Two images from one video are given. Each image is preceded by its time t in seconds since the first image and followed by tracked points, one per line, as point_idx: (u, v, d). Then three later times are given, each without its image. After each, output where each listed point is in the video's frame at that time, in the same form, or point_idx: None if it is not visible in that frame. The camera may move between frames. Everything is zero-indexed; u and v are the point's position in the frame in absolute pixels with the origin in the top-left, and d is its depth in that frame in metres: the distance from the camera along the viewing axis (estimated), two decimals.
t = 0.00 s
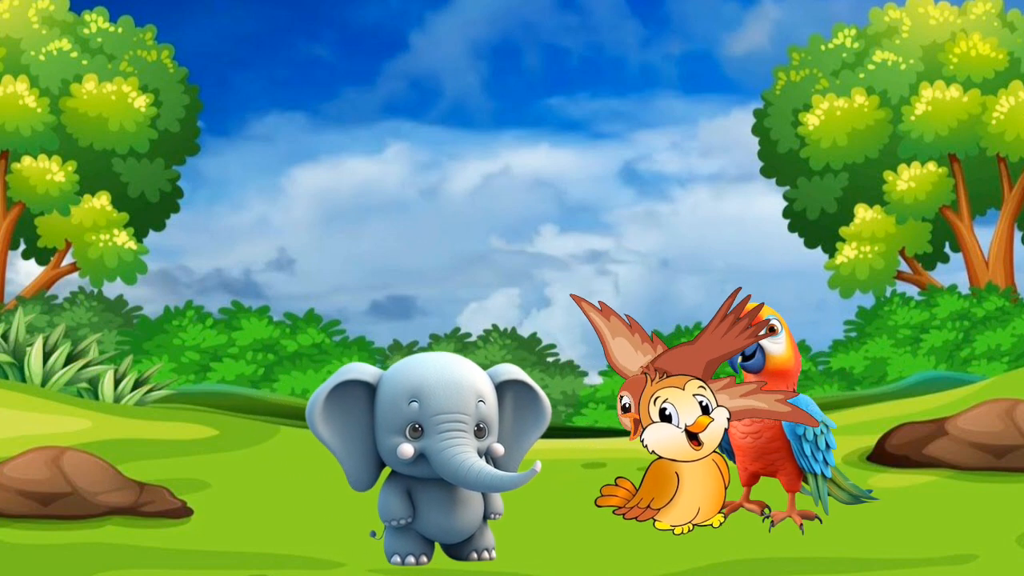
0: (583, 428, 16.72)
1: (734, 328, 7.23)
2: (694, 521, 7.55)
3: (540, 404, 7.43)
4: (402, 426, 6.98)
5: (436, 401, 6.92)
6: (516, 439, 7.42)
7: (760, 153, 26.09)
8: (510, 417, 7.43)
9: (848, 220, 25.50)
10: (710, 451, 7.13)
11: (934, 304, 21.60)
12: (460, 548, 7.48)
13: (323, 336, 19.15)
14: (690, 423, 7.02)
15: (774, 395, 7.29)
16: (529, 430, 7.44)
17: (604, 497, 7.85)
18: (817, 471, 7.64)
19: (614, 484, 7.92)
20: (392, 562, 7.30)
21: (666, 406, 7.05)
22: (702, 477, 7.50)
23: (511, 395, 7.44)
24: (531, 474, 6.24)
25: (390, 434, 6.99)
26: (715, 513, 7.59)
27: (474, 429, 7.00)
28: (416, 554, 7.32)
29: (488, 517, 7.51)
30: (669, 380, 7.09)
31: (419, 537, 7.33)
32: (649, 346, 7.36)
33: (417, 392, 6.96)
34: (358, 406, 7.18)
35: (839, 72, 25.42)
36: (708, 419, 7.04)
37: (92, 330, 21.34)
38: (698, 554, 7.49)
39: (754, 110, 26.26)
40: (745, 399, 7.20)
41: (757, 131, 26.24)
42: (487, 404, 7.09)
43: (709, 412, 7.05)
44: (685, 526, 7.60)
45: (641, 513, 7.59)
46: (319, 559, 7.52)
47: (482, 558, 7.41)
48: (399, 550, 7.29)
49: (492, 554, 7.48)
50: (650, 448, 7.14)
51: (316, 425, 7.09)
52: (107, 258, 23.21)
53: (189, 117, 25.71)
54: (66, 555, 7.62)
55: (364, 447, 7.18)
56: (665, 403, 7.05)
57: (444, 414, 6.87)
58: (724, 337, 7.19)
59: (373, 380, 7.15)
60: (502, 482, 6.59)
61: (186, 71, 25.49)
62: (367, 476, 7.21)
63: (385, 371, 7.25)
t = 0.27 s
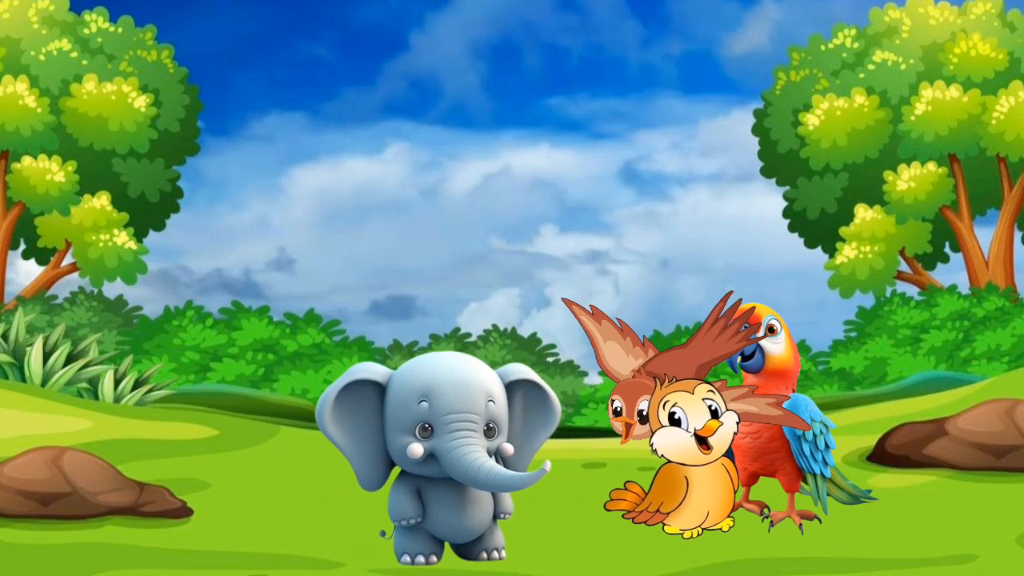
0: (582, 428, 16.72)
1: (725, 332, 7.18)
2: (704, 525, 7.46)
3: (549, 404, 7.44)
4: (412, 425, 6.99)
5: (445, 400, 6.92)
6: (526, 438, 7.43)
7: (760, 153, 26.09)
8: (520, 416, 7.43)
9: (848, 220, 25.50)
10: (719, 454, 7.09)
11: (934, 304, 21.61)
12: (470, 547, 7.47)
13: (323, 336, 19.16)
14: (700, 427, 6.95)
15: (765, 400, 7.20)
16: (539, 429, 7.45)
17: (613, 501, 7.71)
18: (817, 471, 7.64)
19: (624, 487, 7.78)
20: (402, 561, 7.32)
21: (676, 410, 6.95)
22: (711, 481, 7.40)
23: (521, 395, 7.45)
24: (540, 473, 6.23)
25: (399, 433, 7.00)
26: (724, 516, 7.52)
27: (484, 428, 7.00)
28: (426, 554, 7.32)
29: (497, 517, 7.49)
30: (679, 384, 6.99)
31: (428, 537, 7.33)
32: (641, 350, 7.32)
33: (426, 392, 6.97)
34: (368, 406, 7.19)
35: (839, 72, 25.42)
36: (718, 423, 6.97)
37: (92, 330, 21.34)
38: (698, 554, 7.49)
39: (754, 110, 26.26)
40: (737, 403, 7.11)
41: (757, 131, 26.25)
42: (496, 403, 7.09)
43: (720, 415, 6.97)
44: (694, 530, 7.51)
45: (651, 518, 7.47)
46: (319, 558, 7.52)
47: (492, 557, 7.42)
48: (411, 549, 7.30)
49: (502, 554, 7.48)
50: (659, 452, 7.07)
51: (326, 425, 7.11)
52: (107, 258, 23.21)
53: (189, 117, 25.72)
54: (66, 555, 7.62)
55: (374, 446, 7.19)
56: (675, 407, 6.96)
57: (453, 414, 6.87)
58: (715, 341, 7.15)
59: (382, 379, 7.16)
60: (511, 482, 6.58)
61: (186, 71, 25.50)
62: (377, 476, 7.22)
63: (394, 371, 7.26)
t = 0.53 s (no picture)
0: (582, 428, 16.72)
1: (716, 336, 7.12)
2: (715, 531, 7.42)
3: (560, 403, 7.45)
4: (422, 425, 7.01)
5: (456, 399, 6.94)
6: (536, 437, 7.44)
7: (760, 153, 26.09)
8: (530, 415, 7.45)
9: (848, 220, 25.50)
10: (730, 460, 7.10)
11: (934, 304, 21.62)
12: (480, 547, 7.48)
13: (323, 336, 19.16)
14: (711, 433, 6.94)
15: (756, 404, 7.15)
16: (549, 427, 7.46)
17: (624, 505, 7.69)
18: (816, 471, 7.63)
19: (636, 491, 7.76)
20: (412, 560, 7.34)
21: (687, 415, 6.94)
22: (722, 486, 7.35)
23: (531, 394, 7.46)
24: (551, 473, 6.25)
25: (410, 432, 7.02)
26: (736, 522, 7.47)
27: (494, 427, 7.02)
28: (436, 553, 7.34)
29: (507, 516, 7.50)
30: (690, 389, 6.97)
31: (439, 536, 7.34)
32: (631, 354, 7.17)
33: (436, 391, 6.99)
34: (378, 405, 7.22)
35: (839, 72, 25.42)
36: (729, 429, 6.96)
37: (92, 330, 21.34)
38: (698, 554, 7.49)
39: (754, 110, 26.26)
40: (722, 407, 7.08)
41: (757, 131, 26.25)
42: (507, 402, 7.11)
43: (731, 421, 6.95)
44: (706, 535, 7.47)
45: (662, 523, 7.46)
46: (319, 559, 7.52)
47: (502, 557, 7.44)
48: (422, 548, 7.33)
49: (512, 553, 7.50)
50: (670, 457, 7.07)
51: (336, 425, 7.14)
52: (107, 258, 23.21)
53: (189, 117, 25.72)
54: (66, 555, 7.61)
55: (384, 445, 7.22)
56: (686, 412, 6.94)
57: (463, 413, 6.89)
58: (706, 344, 7.07)
59: (392, 379, 7.19)
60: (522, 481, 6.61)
61: (186, 71, 25.50)
62: (387, 476, 7.24)
63: (405, 370, 7.29)
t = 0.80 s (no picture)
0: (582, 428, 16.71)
1: (706, 340, 7.18)
2: (727, 536, 7.34)
3: (571, 401, 7.47)
4: (434, 422, 7.06)
5: (467, 397, 6.98)
6: (548, 434, 7.47)
7: (760, 153, 26.10)
8: (542, 412, 7.48)
9: (848, 220, 25.51)
10: (743, 465, 6.96)
11: (934, 304, 21.62)
12: (491, 545, 7.55)
13: (323, 336, 19.16)
14: (723, 438, 6.84)
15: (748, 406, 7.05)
16: (561, 425, 7.49)
17: (635, 511, 7.70)
18: (815, 472, 7.48)
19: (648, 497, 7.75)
20: (424, 558, 7.39)
21: (699, 421, 6.87)
22: (734, 492, 7.26)
23: (543, 391, 7.49)
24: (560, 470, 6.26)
25: (421, 430, 7.07)
26: (747, 527, 7.38)
27: (505, 425, 7.06)
28: (448, 551, 7.39)
29: (519, 514, 7.54)
30: (702, 395, 6.91)
31: (450, 534, 7.40)
32: (623, 358, 7.21)
33: (447, 389, 7.04)
34: (390, 403, 7.28)
35: (839, 72, 25.42)
36: (741, 435, 6.85)
37: (92, 330, 21.33)
38: (698, 554, 7.49)
39: (754, 110, 26.26)
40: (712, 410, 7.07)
41: (757, 131, 26.25)
42: (518, 400, 7.15)
43: (742, 427, 6.86)
44: (718, 541, 7.38)
45: (674, 528, 7.41)
46: (319, 559, 7.51)
47: (514, 555, 7.50)
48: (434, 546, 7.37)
49: (523, 551, 7.56)
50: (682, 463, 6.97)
51: (347, 423, 7.20)
52: (107, 258, 23.21)
53: (189, 117, 25.73)
54: (66, 555, 7.61)
55: (395, 443, 7.28)
56: (698, 418, 6.87)
57: (475, 410, 6.93)
58: (698, 348, 7.13)
59: (403, 376, 7.25)
60: (531, 478, 6.63)
61: (186, 71, 25.51)
62: (398, 473, 7.31)
63: (416, 367, 7.34)
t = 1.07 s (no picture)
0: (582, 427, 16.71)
1: (700, 343, 6.61)
2: (738, 542, 7.12)
3: (583, 399, 7.51)
4: (446, 420, 7.13)
5: (479, 394, 7.05)
6: (560, 432, 7.51)
7: (760, 153, 26.10)
8: (554, 410, 7.51)
9: (848, 220, 25.51)
10: (755, 471, 6.80)
11: (934, 304, 21.63)
12: (503, 543, 7.64)
13: (323, 336, 19.16)
14: (734, 443, 6.68)
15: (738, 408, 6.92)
16: (573, 423, 7.52)
17: (646, 517, 7.43)
18: (815, 472, 7.40)
19: (659, 503, 7.50)
20: (436, 556, 7.48)
21: (710, 426, 6.72)
22: (746, 497, 7.05)
23: (555, 389, 7.53)
24: (570, 468, 6.30)
25: (433, 428, 7.14)
26: (759, 533, 7.17)
27: (517, 422, 7.11)
28: (460, 549, 7.48)
29: (531, 511, 7.64)
30: (713, 400, 6.77)
31: (462, 532, 7.49)
32: (615, 361, 6.76)
33: (459, 386, 7.10)
34: (402, 401, 7.36)
35: (839, 72, 25.42)
36: (752, 440, 6.69)
37: (92, 330, 21.32)
38: (698, 554, 7.48)
39: (754, 110, 26.27)
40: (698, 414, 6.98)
41: (757, 131, 26.25)
42: (530, 398, 7.20)
43: (754, 432, 6.70)
44: (730, 546, 7.16)
45: (685, 534, 7.17)
46: (319, 559, 7.52)
47: (526, 552, 7.57)
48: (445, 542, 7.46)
49: (535, 549, 7.63)
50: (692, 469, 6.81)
51: (359, 420, 7.29)
52: (107, 258, 23.20)
53: (189, 117, 25.73)
54: (66, 555, 7.61)
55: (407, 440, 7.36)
56: (709, 423, 6.72)
57: (486, 408, 6.99)
58: (689, 352, 6.57)
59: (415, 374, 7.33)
60: (542, 475, 6.67)
61: (186, 71, 25.51)
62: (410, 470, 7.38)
63: (428, 366, 7.42)
